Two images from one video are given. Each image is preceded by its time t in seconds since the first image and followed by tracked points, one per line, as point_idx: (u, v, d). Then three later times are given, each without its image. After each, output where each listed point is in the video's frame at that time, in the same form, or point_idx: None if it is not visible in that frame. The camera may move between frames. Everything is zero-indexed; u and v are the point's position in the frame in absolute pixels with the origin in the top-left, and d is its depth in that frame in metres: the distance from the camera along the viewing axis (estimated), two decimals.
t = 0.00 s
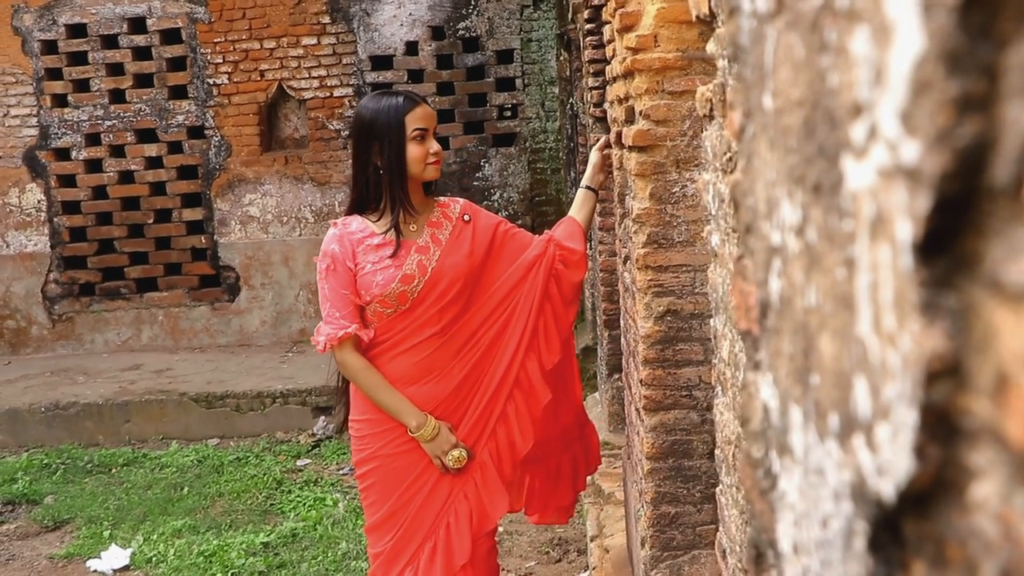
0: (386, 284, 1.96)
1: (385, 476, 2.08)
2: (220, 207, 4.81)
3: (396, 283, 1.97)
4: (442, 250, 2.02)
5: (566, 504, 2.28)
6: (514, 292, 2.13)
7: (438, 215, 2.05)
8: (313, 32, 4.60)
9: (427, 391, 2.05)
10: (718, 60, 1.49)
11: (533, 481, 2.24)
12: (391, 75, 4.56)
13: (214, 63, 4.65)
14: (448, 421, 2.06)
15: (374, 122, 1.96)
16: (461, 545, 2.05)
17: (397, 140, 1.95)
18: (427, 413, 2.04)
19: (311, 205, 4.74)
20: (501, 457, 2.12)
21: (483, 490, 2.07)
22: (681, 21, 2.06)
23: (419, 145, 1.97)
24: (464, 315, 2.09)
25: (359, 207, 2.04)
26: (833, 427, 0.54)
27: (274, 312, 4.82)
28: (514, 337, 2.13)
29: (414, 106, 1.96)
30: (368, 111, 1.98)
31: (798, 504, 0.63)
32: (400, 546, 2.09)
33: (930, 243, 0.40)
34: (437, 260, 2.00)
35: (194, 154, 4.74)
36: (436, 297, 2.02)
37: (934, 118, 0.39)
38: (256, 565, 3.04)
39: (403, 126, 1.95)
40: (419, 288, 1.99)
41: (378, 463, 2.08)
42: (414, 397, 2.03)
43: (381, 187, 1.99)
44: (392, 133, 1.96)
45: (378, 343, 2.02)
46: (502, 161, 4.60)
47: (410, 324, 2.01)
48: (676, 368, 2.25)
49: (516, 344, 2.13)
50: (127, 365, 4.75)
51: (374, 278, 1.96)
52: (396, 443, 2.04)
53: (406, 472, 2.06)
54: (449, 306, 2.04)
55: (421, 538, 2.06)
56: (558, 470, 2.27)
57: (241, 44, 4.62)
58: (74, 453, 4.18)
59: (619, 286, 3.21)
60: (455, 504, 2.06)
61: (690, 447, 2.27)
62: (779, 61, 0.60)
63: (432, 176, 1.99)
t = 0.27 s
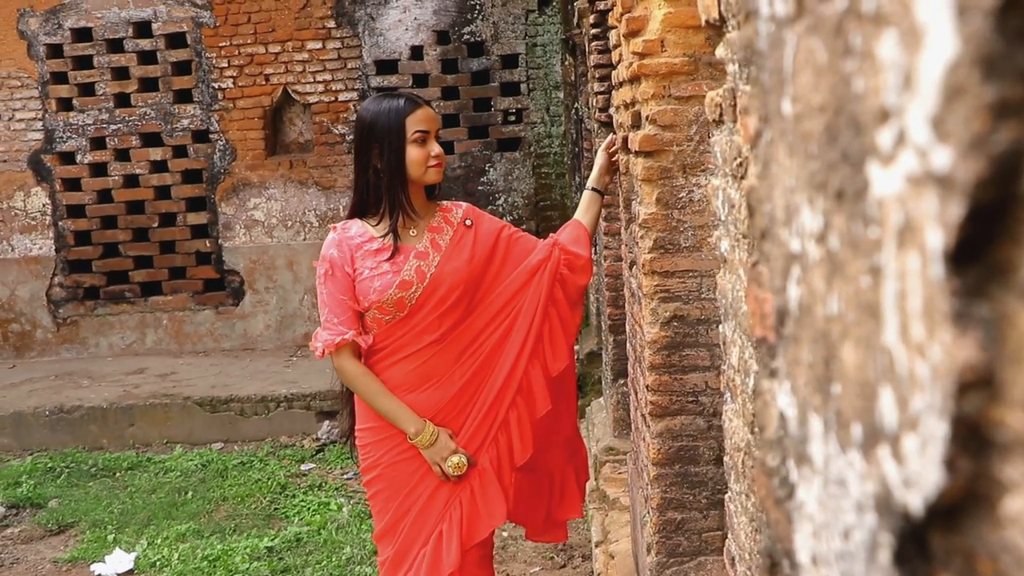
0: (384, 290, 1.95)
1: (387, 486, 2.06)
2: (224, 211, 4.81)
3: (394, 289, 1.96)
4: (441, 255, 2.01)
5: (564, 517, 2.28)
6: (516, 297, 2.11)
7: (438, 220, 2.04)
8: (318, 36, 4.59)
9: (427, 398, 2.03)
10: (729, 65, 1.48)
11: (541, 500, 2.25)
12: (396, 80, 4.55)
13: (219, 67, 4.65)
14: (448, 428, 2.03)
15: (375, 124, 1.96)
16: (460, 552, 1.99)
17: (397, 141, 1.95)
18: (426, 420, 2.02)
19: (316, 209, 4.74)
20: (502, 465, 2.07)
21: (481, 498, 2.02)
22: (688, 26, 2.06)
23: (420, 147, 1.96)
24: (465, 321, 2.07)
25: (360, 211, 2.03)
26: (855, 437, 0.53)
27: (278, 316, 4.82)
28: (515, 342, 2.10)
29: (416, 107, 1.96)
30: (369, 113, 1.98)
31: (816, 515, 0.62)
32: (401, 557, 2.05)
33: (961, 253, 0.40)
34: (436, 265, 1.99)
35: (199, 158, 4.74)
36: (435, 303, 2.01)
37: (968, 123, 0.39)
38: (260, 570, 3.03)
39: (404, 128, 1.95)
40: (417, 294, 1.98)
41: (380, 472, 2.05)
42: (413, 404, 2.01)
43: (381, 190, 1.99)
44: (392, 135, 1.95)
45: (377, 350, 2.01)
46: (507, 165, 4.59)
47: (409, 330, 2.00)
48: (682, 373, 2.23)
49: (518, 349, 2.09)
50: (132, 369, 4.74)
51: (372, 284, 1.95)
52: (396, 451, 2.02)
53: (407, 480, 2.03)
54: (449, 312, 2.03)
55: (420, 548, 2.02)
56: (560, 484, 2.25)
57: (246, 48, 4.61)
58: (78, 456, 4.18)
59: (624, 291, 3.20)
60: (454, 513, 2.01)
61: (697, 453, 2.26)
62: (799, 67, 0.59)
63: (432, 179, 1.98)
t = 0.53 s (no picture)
0: (384, 299, 1.93)
1: (390, 496, 2.04)
2: (231, 214, 4.81)
3: (394, 298, 1.93)
4: (444, 263, 1.98)
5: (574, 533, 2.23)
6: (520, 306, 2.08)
7: (442, 227, 2.02)
8: (325, 40, 4.59)
9: (429, 409, 2.01)
10: (741, 69, 1.47)
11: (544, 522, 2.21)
12: (403, 83, 4.54)
13: (225, 71, 4.64)
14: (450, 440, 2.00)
15: (379, 130, 1.93)
16: (460, 565, 1.96)
17: (401, 148, 1.91)
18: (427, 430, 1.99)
19: (322, 213, 4.74)
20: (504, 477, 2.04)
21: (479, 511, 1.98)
22: (697, 30, 2.05)
23: (425, 155, 1.93)
24: (468, 331, 2.05)
25: (364, 219, 2.02)
26: (878, 446, 0.52)
27: (283, 320, 4.82)
28: (519, 352, 2.07)
29: (421, 114, 1.92)
30: (373, 119, 1.95)
31: (836, 524, 0.62)
32: (404, 569, 2.02)
33: (994, 260, 0.40)
34: (437, 274, 1.96)
35: (205, 161, 4.73)
36: (437, 312, 1.98)
37: (1003, 130, 0.38)
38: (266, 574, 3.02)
39: (408, 134, 1.91)
40: (419, 303, 1.95)
41: (383, 483, 2.03)
42: (415, 414, 1.99)
43: (384, 198, 1.96)
44: (397, 142, 1.92)
45: (380, 359, 2.00)
46: (513, 169, 4.59)
47: (411, 339, 1.98)
48: (690, 378, 2.23)
49: (522, 359, 2.07)
50: (138, 372, 4.74)
51: (373, 293, 1.93)
52: (398, 462, 2.00)
53: (409, 492, 2.01)
54: (451, 321, 2.00)
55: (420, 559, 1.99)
56: (567, 499, 2.22)
57: (253, 52, 4.61)
58: (83, 459, 4.17)
59: (631, 295, 3.19)
60: (453, 525, 1.98)
61: (705, 458, 2.24)
62: (821, 70, 0.59)
63: (438, 187, 1.95)
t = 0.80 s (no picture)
0: (381, 311, 1.90)
1: (392, 511, 2.00)
2: (235, 217, 4.81)
3: (392, 309, 1.90)
4: (444, 273, 1.93)
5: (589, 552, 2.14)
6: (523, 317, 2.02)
7: (444, 237, 1.97)
8: (329, 43, 4.58)
9: (429, 422, 1.95)
10: (750, 73, 1.46)
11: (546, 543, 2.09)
12: (407, 87, 4.54)
13: (230, 74, 4.64)
14: (450, 455, 1.95)
15: (381, 138, 1.90)
16: None
17: (401, 157, 1.89)
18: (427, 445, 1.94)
19: (326, 216, 4.74)
20: (507, 493, 1.98)
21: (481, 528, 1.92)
22: (703, 33, 2.04)
23: (427, 163, 1.90)
24: (471, 342, 1.99)
25: (367, 227, 2.00)
26: (900, 455, 0.51)
27: (286, 324, 4.82)
28: (523, 365, 2.01)
29: (422, 121, 1.89)
30: (375, 127, 1.92)
31: (854, 533, 0.61)
32: None
33: None
34: (436, 284, 1.91)
35: (209, 164, 4.73)
36: (437, 324, 1.93)
37: None
38: None
39: (409, 143, 1.89)
40: (416, 315, 1.91)
41: (385, 498, 2.00)
42: (414, 428, 1.95)
43: (386, 207, 1.94)
44: (398, 150, 1.89)
45: (380, 371, 1.96)
46: (517, 172, 4.58)
47: (410, 351, 1.94)
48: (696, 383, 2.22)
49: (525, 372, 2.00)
50: (141, 375, 4.73)
51: (371, 304, 1.91)
52: (397, 476, 1.96)
53: (410, 506, 1.97)
54: (451, 333, 1.95)
55: None
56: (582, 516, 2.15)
57: (258, 55, 4.61)
58: (86, 462, 4.17)
59: (637, 299, 3.18)
60: (453, 542, 1.93)
61: (710, 462, 2.24)
62: (840, 74, 0.58)
63: (440, 196, 1.92)
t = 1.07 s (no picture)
0: (377, 324, 1.83)
1: (391, 528, 1.94)
2: (237, 220, 4.80)
3: (388, 323, 1.83)
4: (443, 286, 1.87)
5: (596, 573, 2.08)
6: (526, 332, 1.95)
7: (445, 249, 1.91)
8: (332, 46, 4.58)
9: (427, 440, 1.89)
10: (758, 76, 1.46)
11: (550, 562, 2.02)
12: (410, 90, 4.53)
13: (233, 77, 4.64)
14: (448, 473, 1.88)
15: (381, 146, 1.84)
16: None
17: (401, 165, 1.83)
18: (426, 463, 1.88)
19: (328, 219, 4.73)
20: (508, 514, 1.91)
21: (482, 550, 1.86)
22: (708, 37, 2.03)
23: (428, 173, 1.84)
24: (471, 358, 1.92)
25: (366, 237, 1.93)
26: (920, 465, 0.50)
27: (288, 327, 4.82)
28: (525, 382, 1.93)
29: (423, 130, 1.83)
30: (376, 134, 1.87)
31: (870, 543, 0.60)
32: None
33: None
34: (434, 298, 1.84)
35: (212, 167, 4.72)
36: (435, 338, 1.86)
37: None
38: None
39: (409, 151, 1.82)
40: (413, 329, 1.84)
41: (385, 514, 1.94)
42: (412, 445, 1.88)
43: (385, 217, 1.88)
44: (398, 159, 1.83)
45: (379, 386, 1.90)
46: (520, 176, 4.56)
47: (408, 366, 1.87)
48: (700, 388, 2.20)
49: (528, 390, 1.93)
50: (143, 378, 4.73)
51: (367, 317, 1.84)
52: (395, 492, 1.91)
53: (408, 524, 1.91)
54: (451, 347, 1.88)
55: None
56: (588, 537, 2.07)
57: (260, 58, 4.61)
58: (88, 466, 4.16)
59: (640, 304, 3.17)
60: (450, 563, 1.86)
61: (714, 467, 2.22)
62: (858, 77, 0.57)
63: (440, 207, 1.85)
